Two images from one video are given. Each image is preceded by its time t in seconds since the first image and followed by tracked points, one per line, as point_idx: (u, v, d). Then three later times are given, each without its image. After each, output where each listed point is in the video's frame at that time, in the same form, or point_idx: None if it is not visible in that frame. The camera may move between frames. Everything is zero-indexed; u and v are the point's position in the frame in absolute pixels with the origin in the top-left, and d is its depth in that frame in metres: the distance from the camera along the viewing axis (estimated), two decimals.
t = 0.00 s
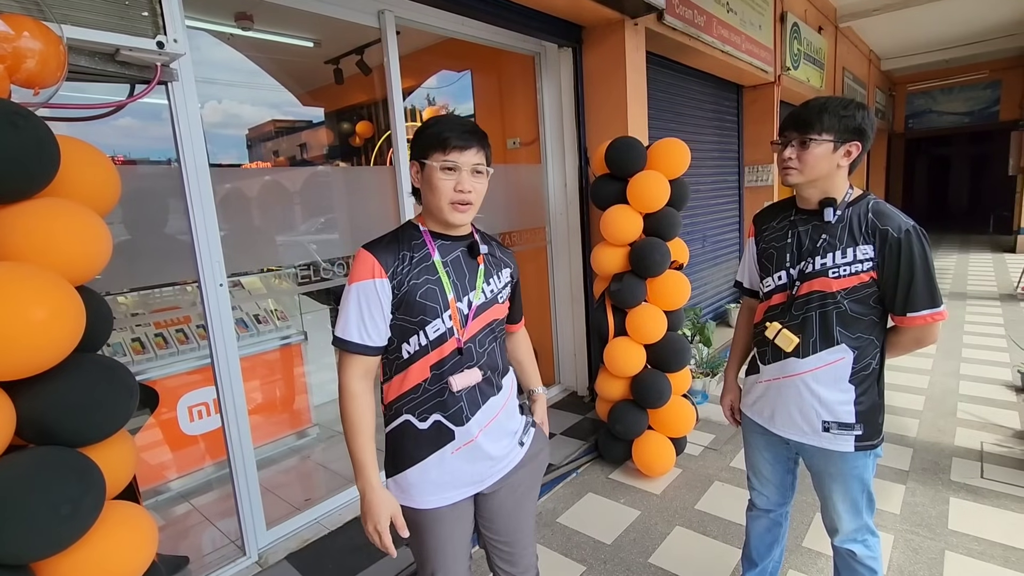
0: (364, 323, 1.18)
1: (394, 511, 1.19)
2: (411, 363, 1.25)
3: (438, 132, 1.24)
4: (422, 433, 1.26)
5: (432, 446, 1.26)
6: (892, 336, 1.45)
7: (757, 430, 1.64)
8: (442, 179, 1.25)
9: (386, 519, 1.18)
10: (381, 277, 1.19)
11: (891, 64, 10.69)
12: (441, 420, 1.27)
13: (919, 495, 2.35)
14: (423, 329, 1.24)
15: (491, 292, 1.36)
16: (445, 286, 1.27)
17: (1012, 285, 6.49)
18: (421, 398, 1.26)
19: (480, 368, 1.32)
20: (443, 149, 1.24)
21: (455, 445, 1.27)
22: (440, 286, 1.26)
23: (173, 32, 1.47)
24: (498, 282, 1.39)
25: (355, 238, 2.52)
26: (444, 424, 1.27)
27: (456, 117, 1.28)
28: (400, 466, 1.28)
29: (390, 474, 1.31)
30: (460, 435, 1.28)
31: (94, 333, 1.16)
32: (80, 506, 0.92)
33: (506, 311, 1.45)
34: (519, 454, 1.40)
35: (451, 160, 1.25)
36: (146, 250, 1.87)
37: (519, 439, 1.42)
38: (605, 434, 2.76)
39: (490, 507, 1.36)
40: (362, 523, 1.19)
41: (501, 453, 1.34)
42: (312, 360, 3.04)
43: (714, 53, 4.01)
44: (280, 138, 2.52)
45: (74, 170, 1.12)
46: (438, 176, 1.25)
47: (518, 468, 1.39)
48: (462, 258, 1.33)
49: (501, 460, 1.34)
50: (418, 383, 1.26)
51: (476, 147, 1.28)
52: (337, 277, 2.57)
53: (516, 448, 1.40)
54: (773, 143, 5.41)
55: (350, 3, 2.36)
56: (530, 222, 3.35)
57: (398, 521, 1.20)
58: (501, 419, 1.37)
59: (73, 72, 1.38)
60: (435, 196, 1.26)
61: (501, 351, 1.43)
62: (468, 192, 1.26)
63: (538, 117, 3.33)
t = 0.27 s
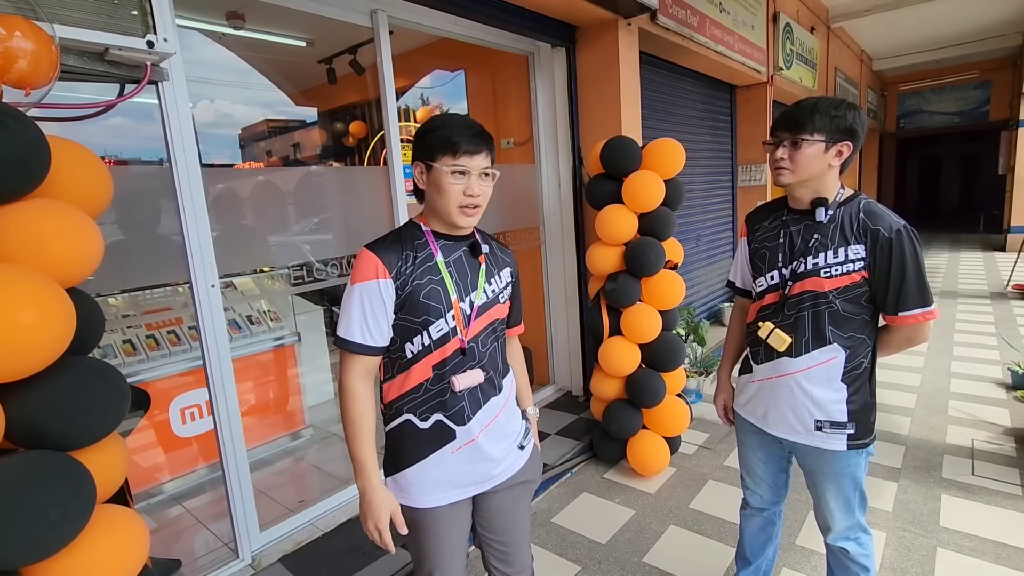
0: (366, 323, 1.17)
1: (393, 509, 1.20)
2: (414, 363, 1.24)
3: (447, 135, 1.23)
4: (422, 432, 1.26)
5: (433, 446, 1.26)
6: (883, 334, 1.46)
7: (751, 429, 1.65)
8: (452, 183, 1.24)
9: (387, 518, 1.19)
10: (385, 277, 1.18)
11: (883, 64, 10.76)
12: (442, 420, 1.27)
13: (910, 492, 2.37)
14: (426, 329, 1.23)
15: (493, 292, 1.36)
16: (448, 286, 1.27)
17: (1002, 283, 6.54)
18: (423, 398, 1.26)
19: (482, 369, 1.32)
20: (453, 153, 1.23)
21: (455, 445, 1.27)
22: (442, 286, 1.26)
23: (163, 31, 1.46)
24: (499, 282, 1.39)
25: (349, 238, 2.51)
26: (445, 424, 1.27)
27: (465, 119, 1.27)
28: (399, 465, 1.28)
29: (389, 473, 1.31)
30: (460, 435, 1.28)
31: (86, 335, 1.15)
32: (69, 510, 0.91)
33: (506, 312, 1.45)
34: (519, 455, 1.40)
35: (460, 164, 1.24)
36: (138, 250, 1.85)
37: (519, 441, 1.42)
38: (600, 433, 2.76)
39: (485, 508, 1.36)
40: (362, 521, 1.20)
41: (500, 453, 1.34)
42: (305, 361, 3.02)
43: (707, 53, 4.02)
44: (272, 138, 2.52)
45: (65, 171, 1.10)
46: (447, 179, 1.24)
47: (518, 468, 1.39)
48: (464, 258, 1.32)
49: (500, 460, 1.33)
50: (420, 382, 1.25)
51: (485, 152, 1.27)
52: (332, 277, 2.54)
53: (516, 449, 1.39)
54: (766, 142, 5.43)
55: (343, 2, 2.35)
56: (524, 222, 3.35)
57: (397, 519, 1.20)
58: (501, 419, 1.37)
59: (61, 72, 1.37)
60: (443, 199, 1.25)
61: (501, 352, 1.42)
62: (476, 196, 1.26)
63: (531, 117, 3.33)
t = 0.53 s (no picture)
0: (359, 324, 1.18)
1: (390, 508, 1.20)
2: (412, 363, 1.25)
3: (440, 137, 1.22)
4: (418, 432, 1.26)
5: (430, 446, 1.26)
6: (875, 335, 1.46)
7: (745, 429, 1.66)
8: (447, 184, 1.24)
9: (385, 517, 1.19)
10: (379, 278, 1.18)
11: (876, 66, 10.83)
12: (438, 421, 1.27)
13: (903, 491, 2.38)
14: (421, 330, 1.23)
15: (489, 293, 1.36)
16: (443, 288, 1.27)
17: (994, 283, 6.59)
18: (418, 399, 1.26)
19: (478, 370, 1.32)
20: (447, 155, 1.23)
21: (452, 445, 1.27)
22: (438, 287, 1.26)
23: (155, 32, 1.45)
24: (496, 283, 1.38)
25: (343, 239, 2.50)
26: (441, 424, 1.27)
27: (456, 119, 1.27)
28: (396, 465, 1.28)
29: (386, 473, 1.31)
30: (455, 436, 1.27)
31: (78, 338, 1.15)
32: (61, 513, 0.91)
33: (503, 312, 1.44)
34: (515, 457, 1.39)
35: (455, 165, 1.24)
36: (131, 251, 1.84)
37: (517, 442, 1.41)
38: (595, 434, 2.77)
39: (481, 509, 1.36)
40: (359, 520, 1.20)
41: (497, 453, 1.34)
42: (300, 362, 3.02)
43: (701, 55, 4.04)
44: (267, 138, 2.51)
45: (56, 172, 1.10)
46: (443, 181, 1.24)
47: (513, 468, 1.39)
48: (460, 259, 1.32)
49: (497, 461, 1.33)
50: (417, 383, 1.25)
51: (480, 152, 1.27)
52: (326, 278, 2.55)
53: (513, 451, 1.39)
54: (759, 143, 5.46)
55: (337, 3, 2.35)
56: (520, 223, 3.36)
57: (394, 518, 1.20)
58: (497, 421, 1.36)
59: (53, 73, 1.36)
60: (440, 202, 1.25)
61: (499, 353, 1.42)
62: (473, 197, 1.26)
63: (526, 118, 3.33)
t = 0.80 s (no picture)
0: (357, 326, 1.18)
1: (387, 508, 1.21)
2: (411, 363, 1.25)
3: (428, 140, 1.22)
4: (416, 432, 1.26)
5: (428, 446, 1.26)
6: (870, 336, 1.47)
7: (741, 430, 1.66)
8: (438, 186, 1.24)
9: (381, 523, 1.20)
10: (376, 281, 1.19)
11: (872, 68, 10.88)
12: (436, 421, 1.27)
13: (899, 491, 2.39)
14: (418, 332, 1.24)
15: (485, 293, 1.36)
16: (439, 289, 1.27)
17: (990, 284, 6.62)
18: (416, 399, 1.26)
19: (475, 370, 1.32)
20: (436, 157, 1.23)
21: (450, 444, 1.27)
22: (434, 289, 1.26)
23: (153, 33, 1.45)
24: (492, 283, 1.39)
25: (341, 240, 2.50)
26: (439, 425, 1.27)
27: (443, 120, 1.27)
28: (394, 464, 1.28)
29: (383, 472, 1.31)
30: (454, 435, 1.28)
31: (76, 339, 1.15)
32: (59, 514, 0.91)
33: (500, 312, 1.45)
34: (513, 459, 1.39)
35: (444, 166, 1.24)
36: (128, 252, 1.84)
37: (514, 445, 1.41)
38: (593, 434, 2.77)
39: (478, 510, 1.36)
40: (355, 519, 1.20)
41: (495, 454, 1.34)
42: (297, 363, 3.02)
43: (698, 56, 4.05)
44: (265, 139, 2.52)
45: (55, 173, 1.10)
46: (433, 184, 1.24)
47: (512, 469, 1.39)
48: (456, 260, 1.32)
49: (495, 462, 1.34)
50: (415, 384, 1.26)
51: (468, 150, 1.28)
52: (324, 279, 2.55)
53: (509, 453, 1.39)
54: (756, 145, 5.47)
55: (335, 4, 2.35)
56: (517, 224, 3.36)
57: (391, 518, 1.20)
58: (494, 421, 1.36)
59: (50, 73, 1.36)
60: (433, 204, 1.25)
61: (496, 352, 1.42)
62: (465, 195, 1.26)
63: (523, 120, 3.34)
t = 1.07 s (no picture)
0: (350, 329, 1.19)
1: (383, 508, 1.21)
2: (407, 364, 1.26)
3: (414, 142, 1.23)
4: (410, 434, 1.27)
5: (422, 448, 1.27)
6: (868, 337, 1.48)
7: (739, 430, 1.67)
8: (425, 187, 1.24)
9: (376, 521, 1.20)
10: (368, 284, 1.20)
11: (871, 70, 10.90)
12: (430, 422, 1.27)
13: (897, 493, 2.40)
14: (410, 334, 1.24)
15: (479, 295, 1.36)
16: (432, 292, 1.27)
17: (988, 286, 6.63)
18: (411, 401, 1.27)
19: (469, 371, 1.32)
20: (421, 158, 1.24)
21: (444, 447, 1.27)
22: (426, 291, 1.26)
23: (155, 34, 1.45)
24: (487, 285, 1.38)
25: (341, 241, 2.51)
26: (433, 426, 1.27)
27: (431, 122, 1.27)
28: (389, 465, 1.29)
29: (379, 474, 1.31)
30: (447, 439, 1.28)
31: (77, 339, 1.15)
32: (59, 513, 0.91)
33: (496, 313, 1.44)
34: (509, 461, 1.39)
35: (430, 167, 1.25)
36: (128, 253, 1.84)
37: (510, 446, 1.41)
38: (591, 435, 2.78)
39: (477, 511, 1.37)
40: (353, 519, 1.21)
41: (491, 456, 1.34)
42: (297, 364, 3.02)
43: (698, 58, 4.06)
44: (265, 140, 2.53)
45: (56, 174, 1.10)
46: (420, 185, 1.25)
47: (508, 471, 1.39)
48: (449, 262, 1.32)
49: (491, 463, 1.34)
50: (409, 386, 1.26)
51: (454, 151, 1.27)
52: (323, 280, 2.57)
53: (505, 455, 1.39)
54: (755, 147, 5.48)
55: (335, 6, 2.36)
56: (516, 225, 3.37)
57: (388, 518, 1.21)
58: (490, 423, 1.36)
59: (52, 75, 1.37)
60: (421, 206, 1.26)
61: (492, 354, 1.42)
62: (453, 196, 1.26)
63: (523, 122, 3.36)
